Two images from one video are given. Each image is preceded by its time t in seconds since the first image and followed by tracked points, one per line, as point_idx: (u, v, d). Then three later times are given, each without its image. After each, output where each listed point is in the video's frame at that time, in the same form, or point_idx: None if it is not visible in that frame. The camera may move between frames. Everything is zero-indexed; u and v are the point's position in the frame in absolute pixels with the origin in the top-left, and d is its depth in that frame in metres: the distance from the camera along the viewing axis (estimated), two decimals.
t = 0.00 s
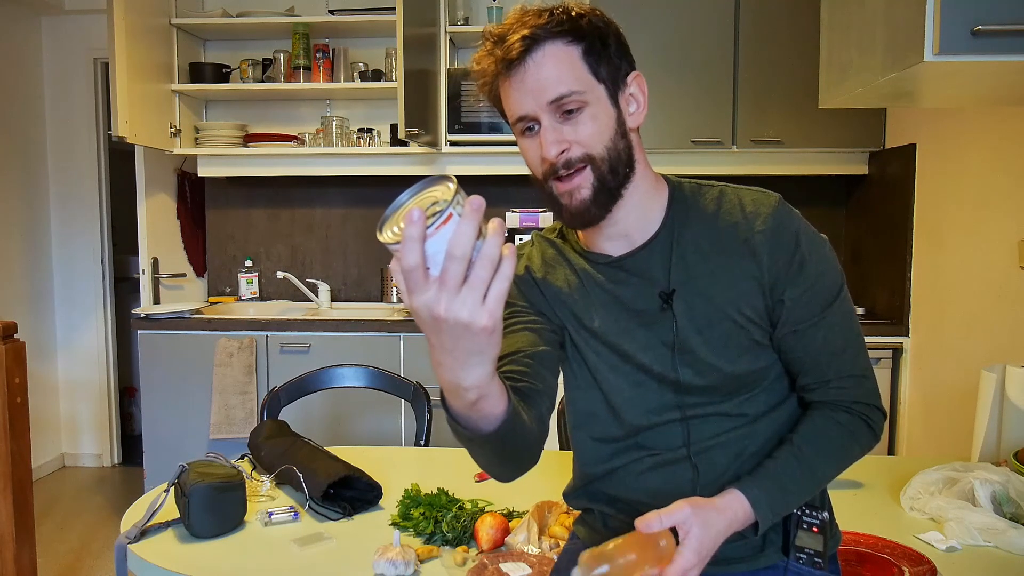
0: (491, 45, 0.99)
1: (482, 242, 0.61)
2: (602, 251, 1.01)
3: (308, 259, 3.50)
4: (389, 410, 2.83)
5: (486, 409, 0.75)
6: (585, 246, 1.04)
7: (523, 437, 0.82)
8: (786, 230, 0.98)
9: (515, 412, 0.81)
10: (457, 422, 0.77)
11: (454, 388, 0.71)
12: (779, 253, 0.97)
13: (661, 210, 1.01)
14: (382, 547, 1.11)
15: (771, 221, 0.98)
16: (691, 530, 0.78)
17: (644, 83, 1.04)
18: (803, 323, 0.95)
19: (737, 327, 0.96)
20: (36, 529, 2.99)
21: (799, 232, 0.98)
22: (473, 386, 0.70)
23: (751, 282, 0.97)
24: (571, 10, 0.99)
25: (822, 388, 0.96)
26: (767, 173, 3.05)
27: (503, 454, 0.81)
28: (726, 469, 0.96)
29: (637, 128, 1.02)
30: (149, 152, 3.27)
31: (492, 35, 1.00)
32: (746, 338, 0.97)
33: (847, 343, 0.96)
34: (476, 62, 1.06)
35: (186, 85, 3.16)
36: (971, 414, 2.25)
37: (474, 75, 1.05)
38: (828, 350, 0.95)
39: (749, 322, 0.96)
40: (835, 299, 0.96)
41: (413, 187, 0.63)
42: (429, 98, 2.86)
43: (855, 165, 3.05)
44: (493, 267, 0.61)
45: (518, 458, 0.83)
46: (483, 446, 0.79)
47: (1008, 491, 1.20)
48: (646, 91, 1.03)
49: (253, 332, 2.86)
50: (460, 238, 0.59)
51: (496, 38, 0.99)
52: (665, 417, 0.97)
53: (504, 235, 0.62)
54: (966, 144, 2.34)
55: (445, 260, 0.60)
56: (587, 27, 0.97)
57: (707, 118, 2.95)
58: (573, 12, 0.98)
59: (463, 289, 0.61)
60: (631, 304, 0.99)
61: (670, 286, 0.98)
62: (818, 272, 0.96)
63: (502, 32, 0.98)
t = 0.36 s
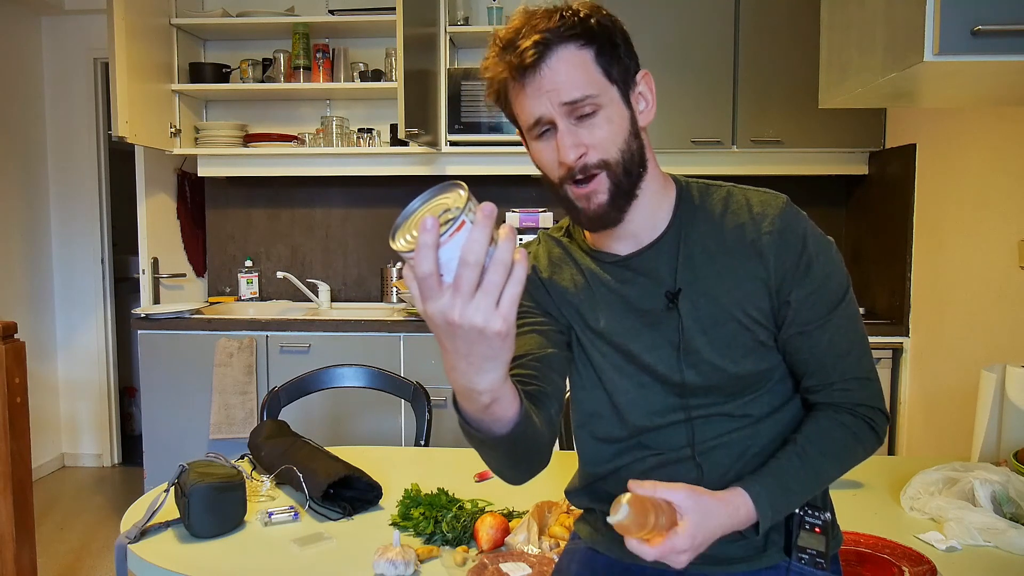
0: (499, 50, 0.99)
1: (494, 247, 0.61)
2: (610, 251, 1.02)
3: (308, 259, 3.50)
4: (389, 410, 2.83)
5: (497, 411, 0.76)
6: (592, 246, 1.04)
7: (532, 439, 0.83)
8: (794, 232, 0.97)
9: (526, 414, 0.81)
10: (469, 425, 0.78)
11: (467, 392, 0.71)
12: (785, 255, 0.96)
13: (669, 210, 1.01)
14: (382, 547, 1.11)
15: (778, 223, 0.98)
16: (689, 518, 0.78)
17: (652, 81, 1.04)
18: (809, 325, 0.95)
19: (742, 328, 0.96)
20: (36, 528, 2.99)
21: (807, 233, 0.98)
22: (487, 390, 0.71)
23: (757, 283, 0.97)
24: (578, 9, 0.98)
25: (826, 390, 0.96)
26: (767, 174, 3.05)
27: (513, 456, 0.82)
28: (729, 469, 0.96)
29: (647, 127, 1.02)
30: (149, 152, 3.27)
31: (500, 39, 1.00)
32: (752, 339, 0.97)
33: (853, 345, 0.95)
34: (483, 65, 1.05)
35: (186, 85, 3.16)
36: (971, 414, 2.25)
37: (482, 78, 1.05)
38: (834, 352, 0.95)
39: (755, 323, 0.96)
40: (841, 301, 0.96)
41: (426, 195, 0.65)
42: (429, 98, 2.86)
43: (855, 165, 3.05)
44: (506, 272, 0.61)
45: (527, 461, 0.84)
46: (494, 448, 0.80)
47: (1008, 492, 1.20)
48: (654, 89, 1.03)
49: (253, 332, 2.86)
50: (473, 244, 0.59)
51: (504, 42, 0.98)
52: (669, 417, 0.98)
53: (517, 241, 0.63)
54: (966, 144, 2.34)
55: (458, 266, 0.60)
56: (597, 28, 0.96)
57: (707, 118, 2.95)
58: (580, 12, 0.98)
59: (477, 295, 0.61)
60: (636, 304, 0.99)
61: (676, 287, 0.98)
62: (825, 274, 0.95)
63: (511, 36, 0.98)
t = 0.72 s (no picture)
0: (497, 57, 0.99)
1: (506, 269, 0.61)
2: (612, 251, 1.02)
3: (308, 259, 3.50)
4: (389, 410, 2.83)
5: (512, 428, 0.77)
6: (593, 248, 1.04)
7: (546, 454, 0.84)
8: (796, 233, 0.98)
9: (540, 429, 0.83)
10: (484, 441, 0.79)
11: (482, 408, 0.72)
12: (787, 256, 0.96)
13: (672, 210, 1.01)
14: (383, 547, 1.11)
15: (780, 224, 0.98)
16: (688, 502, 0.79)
17: (652, 82, 1.03)
18: (810, 326, 0.95)
19: (743, 329, 0.96)
20: (36, 528, 2.99)
21: (809, 235, 0.98)
22: (501, 406, 0.72)
23: (758, 285, 0.97)
24: (576, 12, 0.98)
25: (827, 391, 0.96)
26: (767, 173, 3.05)
27: (528, 471, 0.83)
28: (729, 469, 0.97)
29: (648, 128, 1.02)
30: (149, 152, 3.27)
31: (498, 45, 1.00)
32: (753, 340, 0.97)
33: (854, 345, 0.95)
34: (481, 71, 1.05)
35: (186, 86, 3.16)
36: (971, 414, 2.25)
37: (480, 84, 1.05)
38: (835, 352, 0.95)
39: (756, 324, 0.96)
40: (842, 302, 0.96)
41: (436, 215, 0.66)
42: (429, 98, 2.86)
43: (855, 165, 3.05)
44: (519, 294, 0.61)
45: (542, 474, 0.86)
46: (510, 462, 0.81)
47: (1008, 492, 1.20)
48: (655, 90, 1.02)
49: (253, 332, 2.86)
50: (485, 269, 0.59)
51: (501, 49, 0.98)
52: (669, 417, 0.98)
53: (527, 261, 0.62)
54: (966, 144, 2.34)
55: (470, 292, 0.60)
56: (595, 32, 0.96)
57: (707, 118, 2.95)
58: (579, 15, 0.97)
59: (490, 318, 0.61)
60: (638, 305, 0.99)
61: (677, 287, 0.98)
62: (827, 274, 0.95)
63: (509, 42, 0.98)
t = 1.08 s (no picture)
0: (493, 66, 0.98)
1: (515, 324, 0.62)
2: (612, 253, 1.01)
3: (308, 259, 3.50)
4: (389, 410, 2.83)
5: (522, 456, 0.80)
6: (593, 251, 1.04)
7: (559, 474, 0.86)
8: (798, 233, 0.97)
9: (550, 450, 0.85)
10: (496, 463, 0.82)
11: (494, 437, 0.75)
12: (789, 257, 0.96)
13: (673, 212, 1.01)
14: (382, 547, 1.11)
15: (782, 224, 0.98)
16: (700, 492, 0.79)
17: (653, 85, 1.01)
18: (812, 326, 0.95)
19: (745, 330, 0.96)
20: (36, 528, 2.99)
21: (810, 235, 0.98)
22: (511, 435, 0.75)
23: (761, 286, 0.97)
24: (572, 19, 0.95)
25: (831, 389, 0.96)
26: (767, 173, 3.05)
27: (543, 490, 0.86)
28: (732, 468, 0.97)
29: (647, 133, 0.99)
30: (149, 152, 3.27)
31: (494, 52, 0.99)
32: (755, 341, 0.97)
33: (857, 345, 0.96)
34: (480, 76, 1.05)
35: (186, 85, 3.16)
36: (971, 414, 2.25)
37: (479, 89, 1.05)
38: (838, 351, 0.95)
39: (758, 325, 0.96)
40: (844, 302, 0.96)
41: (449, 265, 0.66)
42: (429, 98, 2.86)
43: (855, 165, 3.05)
44: (525, 349, 0.63)
45: (554, 490, 0.88)
46: (523, 484, 0.84)
47: (1008, 491, 1.20)
48: (655, 93, 1.00)
49: (253, 332, 2.86)
50: (492, 327, 0.61)
51: (497, 57, 0.98)
52: (671, 418, 0.98)
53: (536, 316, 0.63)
54: (966, 145, 2.34)
55: (477, 346, 0.62)
56: (589, 40, 0.94)
57: (707, 118, 2.95)
58: (574, 22, 0.95)
59: (495, 369, 0.63)
60: (640, 307, 0.99)
61: (679, 288, 0.98)
62: (829, 274, 0.95)
63: (504, 50, 0.97)
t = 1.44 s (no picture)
0: (491, 64, 0.98)
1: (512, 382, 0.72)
2: (613, 254, 1.02)
3: (308, 259, 3.50)
4: (389, 410, 2.83)
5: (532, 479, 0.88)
6: (593, 252, 1.04)
7: (567, 485, 0.93)
8: (799, 233, 0.97)
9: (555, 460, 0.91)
10: (510, 486, 0.90)
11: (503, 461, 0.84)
12: (790, 257, 0.96)
13: (674, 213, 1.01)
14: (382, 547, 1.11)
15: (783, 225, 0.98)
16: (704, 491, 0.79)
17: (653, 86, 1.00)
18: (813, 326, 0.94)
19: (745, 331, 0.96)
20: (36, 528, 2.99)
21: (811, 236, 0.97)
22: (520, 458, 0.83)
23: (761, 286, 0.97)
24: (572, 18, 0.95)
25: (832, 389, 0.95)
26: (768, 173, 3.05)
27: (553, 503, 0.93)
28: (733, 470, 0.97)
29: (646, 134, 0.99)
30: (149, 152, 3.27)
31: (493, 50, 0.99)
32: (755, 341, 0.97)
33: (858, 345, 0.95)
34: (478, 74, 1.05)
35: (186, 86, 3.16)
36: (971, 413, 2.25)
37: (478, 87, 1.04)
38: (839, 351, 0.94)
39: (759, 326, 0.96)
40: (845, 302, 0.95)
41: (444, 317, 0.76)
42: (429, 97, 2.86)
43: (855, 165, 3.05)
44: (523, 405, 0.72)
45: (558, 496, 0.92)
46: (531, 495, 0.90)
47: (1008, 491, 1.20)
48: (655, 95, 1.00)
49: (253, 332, 2.86)
50: (489, 389, 0.71)
51: (496, 55, 0.97)
52: (672, 419, 0.98)
53: (533, 373, 0.73)
54: (966, 144, 2.34)
55: (477, 403, 0.72)
56: (589, 40, 0.94)
57: (707, 118, 2.95)
58: (574, 21, 0.95)
59: (496, 423, 0.74)
60: (640, 308, 0.99)
61: (679, 289, 0.98)
62: (830, 275, 0.95)
63: (503, 48, 0.97)
